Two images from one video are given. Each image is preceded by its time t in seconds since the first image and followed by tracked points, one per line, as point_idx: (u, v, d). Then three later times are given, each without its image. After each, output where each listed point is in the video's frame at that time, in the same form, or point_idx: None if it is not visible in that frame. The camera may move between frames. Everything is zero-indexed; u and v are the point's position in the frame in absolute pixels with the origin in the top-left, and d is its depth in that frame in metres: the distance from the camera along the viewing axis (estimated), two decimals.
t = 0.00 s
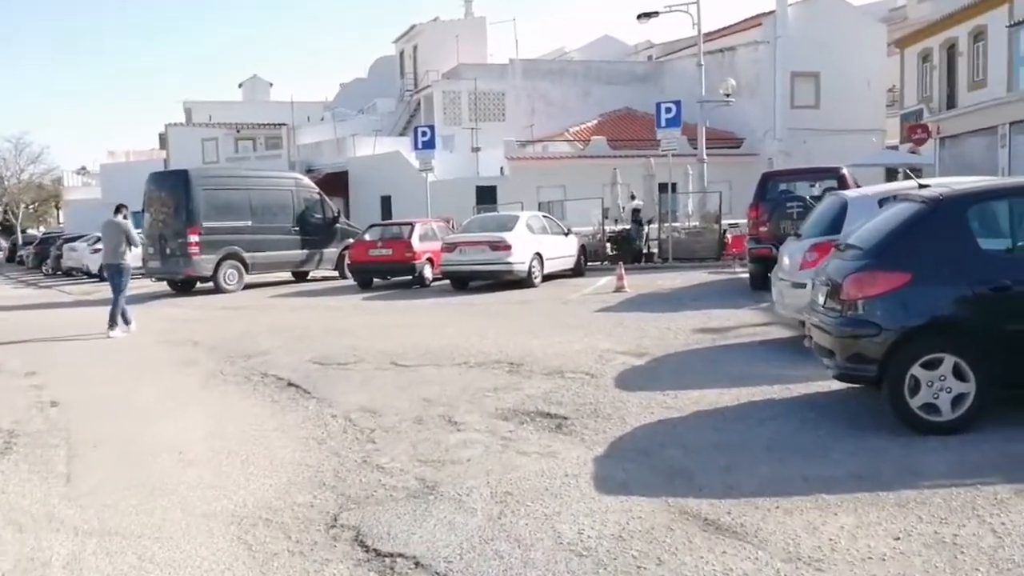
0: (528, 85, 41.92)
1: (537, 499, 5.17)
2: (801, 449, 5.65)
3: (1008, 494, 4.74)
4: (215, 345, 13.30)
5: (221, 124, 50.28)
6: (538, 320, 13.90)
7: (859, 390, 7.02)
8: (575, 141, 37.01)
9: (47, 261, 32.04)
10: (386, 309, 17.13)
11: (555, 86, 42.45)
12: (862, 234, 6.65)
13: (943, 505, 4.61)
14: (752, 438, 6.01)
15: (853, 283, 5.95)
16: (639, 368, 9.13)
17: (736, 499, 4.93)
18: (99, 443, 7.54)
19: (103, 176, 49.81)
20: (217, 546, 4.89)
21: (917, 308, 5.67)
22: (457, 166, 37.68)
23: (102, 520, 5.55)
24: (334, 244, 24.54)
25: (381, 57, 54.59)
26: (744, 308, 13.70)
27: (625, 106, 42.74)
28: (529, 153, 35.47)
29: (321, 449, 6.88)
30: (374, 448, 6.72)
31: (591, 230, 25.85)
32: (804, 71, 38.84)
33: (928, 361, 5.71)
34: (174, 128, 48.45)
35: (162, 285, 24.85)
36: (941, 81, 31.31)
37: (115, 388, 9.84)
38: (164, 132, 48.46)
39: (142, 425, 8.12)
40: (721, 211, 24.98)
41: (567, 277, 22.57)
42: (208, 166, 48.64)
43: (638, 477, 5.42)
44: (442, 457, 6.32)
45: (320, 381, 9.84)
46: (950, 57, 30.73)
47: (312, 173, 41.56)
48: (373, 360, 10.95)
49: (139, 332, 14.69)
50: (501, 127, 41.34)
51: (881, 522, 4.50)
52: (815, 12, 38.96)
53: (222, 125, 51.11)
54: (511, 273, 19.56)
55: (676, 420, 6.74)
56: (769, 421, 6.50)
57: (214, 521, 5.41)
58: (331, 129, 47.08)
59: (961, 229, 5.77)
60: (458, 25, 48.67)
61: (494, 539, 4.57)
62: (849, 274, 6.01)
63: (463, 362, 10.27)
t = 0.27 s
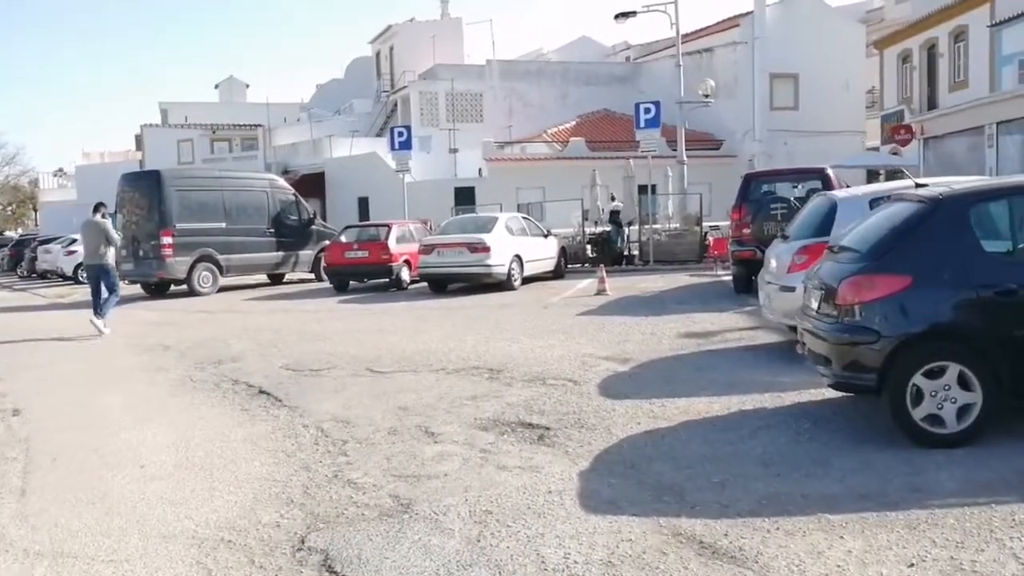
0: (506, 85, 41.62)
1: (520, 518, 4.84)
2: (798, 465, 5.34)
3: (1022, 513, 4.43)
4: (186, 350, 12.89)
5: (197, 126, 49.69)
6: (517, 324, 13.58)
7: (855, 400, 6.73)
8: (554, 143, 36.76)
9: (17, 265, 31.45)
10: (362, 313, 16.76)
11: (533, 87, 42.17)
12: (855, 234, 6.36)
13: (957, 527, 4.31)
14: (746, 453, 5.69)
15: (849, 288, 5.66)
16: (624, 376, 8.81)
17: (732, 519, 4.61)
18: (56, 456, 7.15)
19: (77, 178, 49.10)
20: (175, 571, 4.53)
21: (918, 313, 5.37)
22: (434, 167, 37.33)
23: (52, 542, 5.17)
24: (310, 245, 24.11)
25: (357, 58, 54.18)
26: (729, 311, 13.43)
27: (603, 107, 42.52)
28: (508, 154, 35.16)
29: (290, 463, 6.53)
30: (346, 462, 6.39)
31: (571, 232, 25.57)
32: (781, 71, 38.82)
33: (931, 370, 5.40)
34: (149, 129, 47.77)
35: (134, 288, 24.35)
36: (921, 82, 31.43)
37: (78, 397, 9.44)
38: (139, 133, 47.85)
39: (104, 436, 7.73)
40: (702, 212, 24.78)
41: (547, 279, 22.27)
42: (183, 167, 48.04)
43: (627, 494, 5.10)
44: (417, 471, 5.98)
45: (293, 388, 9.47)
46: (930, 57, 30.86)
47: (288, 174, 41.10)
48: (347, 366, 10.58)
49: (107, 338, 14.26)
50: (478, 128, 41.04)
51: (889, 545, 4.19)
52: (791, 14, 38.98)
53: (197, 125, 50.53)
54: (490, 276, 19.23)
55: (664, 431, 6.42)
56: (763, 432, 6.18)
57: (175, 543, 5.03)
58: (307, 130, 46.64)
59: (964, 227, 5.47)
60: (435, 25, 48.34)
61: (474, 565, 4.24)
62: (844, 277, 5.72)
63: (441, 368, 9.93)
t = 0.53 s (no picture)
0: (483, 89, 41.37)
1: (501, 546, 4.52)
2: (794, 487, 5.05)
3: None
4: (155, 358, 12.48)
5: (171, 129, 49.09)
6: (496, 330, 13.27)
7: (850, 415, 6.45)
8: (531, 146, 36.52)
9: None
10: (337, 319, 16.40)
11: (510, 90, 41.90)
12: (850, 240, 6.13)
13: (969, 557, 4.03)
14: (739, 473, 5.39)
15: (845, 297, 5.41)
16: (607, 386, 8.52)
17: (728, 548, 4.31)
18: (10, 473, 6.75)
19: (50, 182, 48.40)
20: None
21: (920, 325, 5.14)
22: (411, 170, 37.08)
23: None
24: (286, 250, 23.70)
25: (333, 61, 53.76)
26: (712, 318, 13.18)
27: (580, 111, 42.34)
28: (484, 158, 34.87)
29: (256, 483, 6.15)
30: (316, 481, 6.02)
31: (549, 236, 25.31)
32: (761, 74, 38.75)
33: (935, 385, 5.15)
34: (123, 133, 47.14)
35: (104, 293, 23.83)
36: (901, 85, 32.14)
37: (37, 409, 9.04)
38: (113, 137, 47.26)
39: (61, 452, 7.31)
40: (682, 216, 24.60)
41: (525, 283, 21.98)
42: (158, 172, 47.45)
43: (616, 518, 4.79)
44: (390, 491, 5.64)
45: (264, 399, 9.11)
46: (910, 61, 31.52)
47: (263, 178, 40.62)
48: (320, 375, 10.22)
49: (73, 345, 13.82)
50: (454, 132, 40.74)
51: None
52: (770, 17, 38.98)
53: (171, 129, 49.94)
54: (468, 280, 18.91)
55: (652, 448, 6.12)
56: (755, 450, 5.89)
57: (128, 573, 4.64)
58: (283, 134, 46.19)
59: (968, 232, 5.24)
60: (410, 28, 48.00)
61: None
62: (841, 286, 5.48)
63: (417, 377, 9.60)
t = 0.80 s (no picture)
0: (460, 94, 41.12)
1: None
2: (791, 510, 4.82)
3: None
4: (123, 368, 12.07)
5: (145, 135, 48.44)
6: (474, 339, 12.97)
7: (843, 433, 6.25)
8: (509, 152, 36.24)
9: None
10: (312, 327, 16.05)
11: (488, 96, 41.62)
12: (847, 251, 6.06)
13: None
14: (732, 495, 5.15)
15: (847, 309, 5.34)
16: (589, 399, 8.25)
17: None
18: None
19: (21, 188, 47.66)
20: None
21: (924, 339, 5.06)
22: (388, 176, 36.77)
23: None
24: (260, 257, 23.30)
25: (309, 66, 53.31)
26: (694, 327, 12.96)
27: (558, 116, 42.12)
28: (462, 163, 34.58)
29: (220, 504, 5.80)
30: (285, 502, 5.69)
31: (527, 243, 25.06)
32: (739, 79, 38.71)
33: (940, 402, 5.07)
34: (97, 138, 46.48)
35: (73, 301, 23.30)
36: (883, 89, 33.24)
37: None
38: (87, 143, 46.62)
39: (16, 471, 6.92)
40: (661, 222, 24.41)
41: (503, 291, 21.71)
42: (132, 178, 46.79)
43: (603, 543, 4.52)
44: (363, 514, 5.32)
45: (235, 411, 8.76)
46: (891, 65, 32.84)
47: (238, 183, 40.10)
48: (293, 386, 9.89)
49: (38, 355, 13.39)
50: (431, 137, 40.41)
51: None
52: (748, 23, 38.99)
53: (145, 134, 49.28)
54: (446, 288, 18.60)
55: (639, 468, 5.87)
56: (746, 469, 5.66)
57: None
58: (258, 139, 45.73)
59: (973, 244, 5.18)
60: (387, 33, 47.62)
61: None
62: (840, 298, 5.41)
63: (393, 389, 9.29)
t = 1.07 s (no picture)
0: (438, 102, 40.79)
1: None
2: (796, 542, 4.49)
3: None
4: (89, 383, 11.59)
5: (118, 143, 47.75)
6: (453, 351, 12.61)
7: (843, 454, 5.95)
8: (488, 160, 35.92)
9: None
10: (286, 339, 15.62)
11: (466, 105, 41.32)
12: (848, 259, 5.78)
13: None
14: (732, 524, 4.82)
15: (851, 320, 5.04)
16: (574, 415, 7.90)
17: None
18: None
19: None
20: None
21: (936, 353, 4.77)
22: (365, 185, 36.36)
23: None
24: (234, 266, 22.81)
25: (286, 74, 52.83)
26: (678, 339, 12.66)
27: (537, 125, 41.87)
28: (441, 172, 34.24)
29: (184, 534, 5.39)
30: (254, 531, 5.29)
31: (505, 252, 24.74)
32: (717, 89, 38.65)
33: (953, 419, 4.78)
34: (70, 147, 45.78)
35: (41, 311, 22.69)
36: (862, 98, 33.52)
37: None
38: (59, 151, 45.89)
39: None
40: (640, 231, 24.15)
41: (482, 301, 21.36)
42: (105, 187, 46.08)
43: None
44: (337, 544, 4.93)
45: (204, 429, 8.34)
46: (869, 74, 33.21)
47: (213, 193, 39.55)
48: (265, 402, 9.48)
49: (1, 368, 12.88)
50: (409, 146, 40.05)
51: None
52: (727, 32, 38.91)
53: (118, 143, 48.59)
54: (423, 298, 18.20)
55: (631, 491, 5.53)
56: (744, 494, 5.34)
57: None
58: (233, 148, 45.17)
59: (986, 252, 4.90)
60: (364, 41, 47.23)
61: None
62: (845, 309, 5.11)
63: (369, 405, 8.90)
